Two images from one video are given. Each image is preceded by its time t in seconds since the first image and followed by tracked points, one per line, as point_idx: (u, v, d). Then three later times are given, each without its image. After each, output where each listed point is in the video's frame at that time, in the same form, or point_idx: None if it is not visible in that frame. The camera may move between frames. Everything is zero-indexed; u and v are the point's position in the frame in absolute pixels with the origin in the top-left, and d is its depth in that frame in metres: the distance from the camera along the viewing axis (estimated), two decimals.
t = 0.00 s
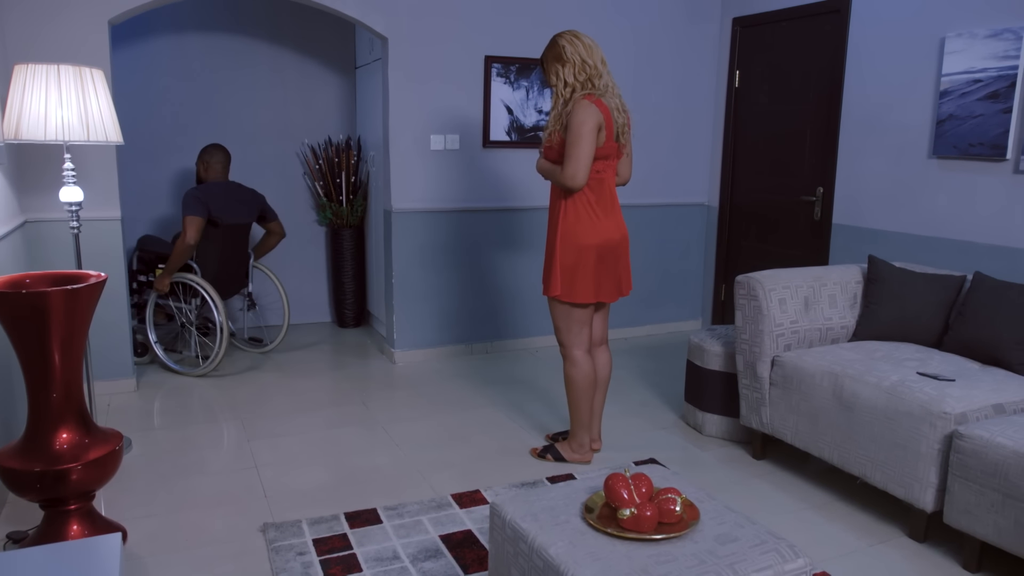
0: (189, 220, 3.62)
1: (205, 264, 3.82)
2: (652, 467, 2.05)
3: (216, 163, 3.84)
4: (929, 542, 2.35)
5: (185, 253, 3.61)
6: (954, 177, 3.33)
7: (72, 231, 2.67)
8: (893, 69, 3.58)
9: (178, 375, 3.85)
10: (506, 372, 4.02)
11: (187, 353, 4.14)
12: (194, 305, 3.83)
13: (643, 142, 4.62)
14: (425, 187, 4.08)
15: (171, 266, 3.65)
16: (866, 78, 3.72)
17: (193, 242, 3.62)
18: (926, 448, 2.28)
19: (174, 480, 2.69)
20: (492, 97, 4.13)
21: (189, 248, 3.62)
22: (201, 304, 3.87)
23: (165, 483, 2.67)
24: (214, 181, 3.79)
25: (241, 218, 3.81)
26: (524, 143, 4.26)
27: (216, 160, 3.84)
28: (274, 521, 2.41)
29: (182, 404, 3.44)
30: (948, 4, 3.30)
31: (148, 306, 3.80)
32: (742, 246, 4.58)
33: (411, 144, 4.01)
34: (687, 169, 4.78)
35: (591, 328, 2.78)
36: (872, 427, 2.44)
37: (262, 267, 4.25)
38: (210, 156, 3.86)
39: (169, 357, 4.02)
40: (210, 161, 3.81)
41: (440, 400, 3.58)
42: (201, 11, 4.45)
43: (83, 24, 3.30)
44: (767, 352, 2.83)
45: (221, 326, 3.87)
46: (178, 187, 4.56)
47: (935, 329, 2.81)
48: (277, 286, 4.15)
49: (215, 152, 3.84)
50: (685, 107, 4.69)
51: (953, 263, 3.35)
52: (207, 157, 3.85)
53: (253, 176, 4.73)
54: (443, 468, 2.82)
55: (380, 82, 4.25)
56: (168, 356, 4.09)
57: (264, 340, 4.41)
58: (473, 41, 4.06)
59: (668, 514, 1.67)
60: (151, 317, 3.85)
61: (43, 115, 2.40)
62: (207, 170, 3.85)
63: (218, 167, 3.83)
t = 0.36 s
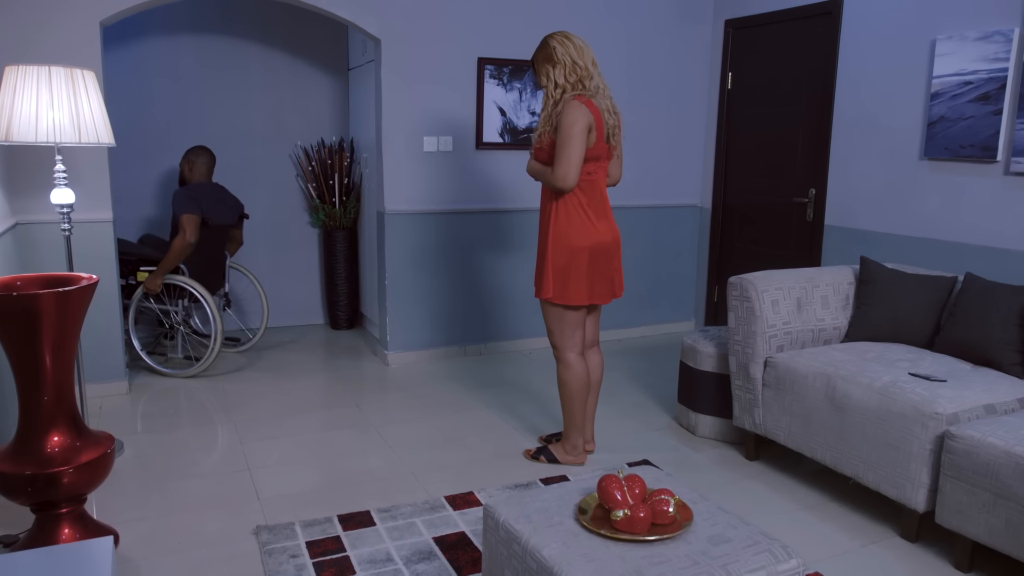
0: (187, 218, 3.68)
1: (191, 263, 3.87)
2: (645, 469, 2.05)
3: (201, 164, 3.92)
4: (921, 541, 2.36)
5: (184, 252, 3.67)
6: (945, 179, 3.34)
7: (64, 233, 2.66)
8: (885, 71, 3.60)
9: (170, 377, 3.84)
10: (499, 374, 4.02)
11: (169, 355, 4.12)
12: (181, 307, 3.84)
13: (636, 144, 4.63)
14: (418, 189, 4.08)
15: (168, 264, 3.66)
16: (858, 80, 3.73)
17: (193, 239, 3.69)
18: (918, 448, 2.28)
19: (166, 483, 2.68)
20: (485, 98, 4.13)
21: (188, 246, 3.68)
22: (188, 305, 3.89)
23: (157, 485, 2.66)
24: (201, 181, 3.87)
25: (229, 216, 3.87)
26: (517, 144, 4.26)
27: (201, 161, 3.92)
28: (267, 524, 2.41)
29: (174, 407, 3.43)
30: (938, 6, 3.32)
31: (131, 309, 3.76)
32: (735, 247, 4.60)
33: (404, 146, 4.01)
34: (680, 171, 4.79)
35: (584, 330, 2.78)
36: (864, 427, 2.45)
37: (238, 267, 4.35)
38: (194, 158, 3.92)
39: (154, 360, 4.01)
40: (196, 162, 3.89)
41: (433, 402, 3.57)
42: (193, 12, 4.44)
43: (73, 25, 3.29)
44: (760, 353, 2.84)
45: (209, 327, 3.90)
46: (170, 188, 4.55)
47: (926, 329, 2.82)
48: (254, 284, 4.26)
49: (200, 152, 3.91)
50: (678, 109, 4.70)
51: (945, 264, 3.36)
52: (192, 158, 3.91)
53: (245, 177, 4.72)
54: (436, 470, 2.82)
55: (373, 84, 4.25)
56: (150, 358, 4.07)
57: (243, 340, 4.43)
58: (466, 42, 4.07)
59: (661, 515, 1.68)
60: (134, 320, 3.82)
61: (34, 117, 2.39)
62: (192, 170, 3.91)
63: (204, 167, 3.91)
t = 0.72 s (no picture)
0: (185, 214, 3.73)
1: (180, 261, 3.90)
2: (638, 470, 2.06)
3: (182, 166, 3.93)
4: (913, 541, 2.37)
5: (186, 249, 3.72)
6: (935, 180, 3.36)
7: (55, 234, 2.65)
8: (876, 72, 3.61)
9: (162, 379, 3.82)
10: (492, 375, 4.03)
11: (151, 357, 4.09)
12: (167, 308, 3.85)
13: (628, 145, 4.63)
14: (410, 190, 4.08)
15: (170, 263, 3.69)
16: (849, 81, 3.75)
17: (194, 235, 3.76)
18: (909, 448, 2.29)
19: (158, 486, 2.67)
20: (478, 100, 4.14)
21: (189, 243, 3.73)
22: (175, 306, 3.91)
23: (149, 488, 2.65)
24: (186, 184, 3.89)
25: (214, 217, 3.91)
26: (510, 146, 4.27)
27: (181, 162, 3.93)
28: (260, 526, 2.40)
29: (166, 409, 3.42)
30: (928, 8, 3.34)
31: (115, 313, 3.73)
32: (727, 248, 4.61)
33: (397, 147, 4.01)
34: (672, 172, 4.80)
35: (573, 332, 2.79)
36: (856, 428, 2.46)
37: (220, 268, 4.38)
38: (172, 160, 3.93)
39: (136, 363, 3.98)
40: (177, 163, 3.90)
41: (426, 403, 3.57)
42: (184, 13, 4.43)
43: (63, 25, 3.27)
44: (752, 354, 2.84)
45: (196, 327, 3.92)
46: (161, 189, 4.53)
47: (917, 330, 2.83)
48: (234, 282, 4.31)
49: (180, 155, 3.92)
50: (670, 110, 4.71)
51: (935, 265, 3.38)
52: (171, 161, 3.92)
53: (237, 179, 4.71)
54: (430, 471, 2.82)
55: (365, 85, 4.24)
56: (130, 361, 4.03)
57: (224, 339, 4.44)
58: (459, 43, 4.07)
59: (654, 516, 1.68)
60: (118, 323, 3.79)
61: (24, 117, 2.38)
62: (172, 172, 3.92)
63: (186, 169, 3.93)
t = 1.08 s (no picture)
0: (172, 217, 3.74)
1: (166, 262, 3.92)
2: (633, 470, 2.06)
3: (168, 167, 3.91)
4: (907, 540, 2.38)
5: (173, 253, 3.73)
6: (929, 180, 3.37)
7: (48, 235, 2.63)
8: (870, 73, 3.62)
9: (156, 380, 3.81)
10: (487, 375, 4.03)
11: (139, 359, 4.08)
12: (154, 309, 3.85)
13: (623, 146, 4.64)
14: (404, 190, 4.08)
15: (156, 266, 3.70)
16: (842, 82, 3.76)
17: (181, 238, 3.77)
18: (903, 448, 2.30)
19: (152, 487, 2.66)
20: (472, 100, 4.15)
21: (176, 247, 3.74)
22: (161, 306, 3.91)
23: (143, 490, 2.64)
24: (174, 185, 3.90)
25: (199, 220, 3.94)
26: (505, 146, 4.28)
27: (168, 162, 3.91)
28: (254, 527, 2.39)
29: (160, 410, 3.41)
30: (921, 9, 3.35)
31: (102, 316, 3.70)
32: (722, 248, 4.62)
33: (391, 147, 4.01)
34: (667, 172, 4.80)
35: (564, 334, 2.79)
36: (850, 427, 2.47)
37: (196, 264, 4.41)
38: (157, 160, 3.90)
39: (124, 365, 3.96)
40: (163, 164, 3.88)
41: (420, 404, 3.57)
42: (176, 13, 4.42)
43: (56, 25, 3.26)
44: (747, 354, 2.85)
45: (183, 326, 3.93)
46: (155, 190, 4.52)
47: (911, 330, 2.84)
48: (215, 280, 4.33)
49: (166, 155, 3.90)
50: (664, 110, 4.72)
51: (929, 265, 3.39)
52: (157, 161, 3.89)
53: (231, 179, 4.70)
54: (425, 472, 2.82)
55: (360, 85, 4.24)
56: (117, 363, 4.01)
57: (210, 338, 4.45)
58: (453, 44, 4.08)
59: (649, 516, 1.68)
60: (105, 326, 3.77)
61: (17, 117, 2.37)
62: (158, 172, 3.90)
63: (172, 169, 3.91)
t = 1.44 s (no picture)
0: (152, 224, 3.73)
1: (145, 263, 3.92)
2: (629, 470, 2.06)
3: (148, 167, 3.92)
4: (903, 541, 2.38)
5: (148, 261, 3.73)
6: (924, 181, 3.38)
7: (43, 236, 2.62)
8: (864, 74, 3.63)
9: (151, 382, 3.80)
10: (482, 377, 4.03)
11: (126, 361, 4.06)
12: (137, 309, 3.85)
13: (619, 147, 4.64)
14: (400, 191, 4.08)
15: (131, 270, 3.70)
16: (837, 83, 3.77)
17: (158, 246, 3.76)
18: (898, 448, 2.31)
19: (148, 490, 2.65)
20: (468, 101, 4.15)
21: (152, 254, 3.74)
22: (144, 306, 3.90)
23: (139, 492, 2.63)
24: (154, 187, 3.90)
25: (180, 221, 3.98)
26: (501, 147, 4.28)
27: (148, 163, 3.91)
28: (250, 529, 2.39)
29: (156, 412, 3.40)
30: (916, 10, 3.36)
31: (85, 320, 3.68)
32: (718, 249, 4.63)
33: (387, 148, 4.01)
34: (663, 173, 4.81)
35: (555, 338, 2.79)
36: (846, 428, 2.47)
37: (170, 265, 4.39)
38: (137, 160, 3.90)
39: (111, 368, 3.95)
40: (144, 164, 3.88)
41: (416, 405, 3.57)
42: (172, 14, 4.41)
43: (50, 26, 3.25)
44: (743, 355, 2.85)
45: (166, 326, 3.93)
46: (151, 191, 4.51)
47: (906, 331, 2.85)
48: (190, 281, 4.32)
49: (146, 155, 3.91)
50: (660, 112, 4.73)
51: (924, 266, 3.40)
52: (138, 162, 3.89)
53: (227, 180, 4.69)
54: (421, 473, 2.82)
55: (356, 87, 4.24)
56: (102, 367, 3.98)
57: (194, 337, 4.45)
58: (449, 45, 4.08)
59: (645, 517, 1.68)
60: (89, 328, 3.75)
61: (11, 117, 2.36)
62: (138, 173, 3.90)
63: (152, 170, 3.91)
